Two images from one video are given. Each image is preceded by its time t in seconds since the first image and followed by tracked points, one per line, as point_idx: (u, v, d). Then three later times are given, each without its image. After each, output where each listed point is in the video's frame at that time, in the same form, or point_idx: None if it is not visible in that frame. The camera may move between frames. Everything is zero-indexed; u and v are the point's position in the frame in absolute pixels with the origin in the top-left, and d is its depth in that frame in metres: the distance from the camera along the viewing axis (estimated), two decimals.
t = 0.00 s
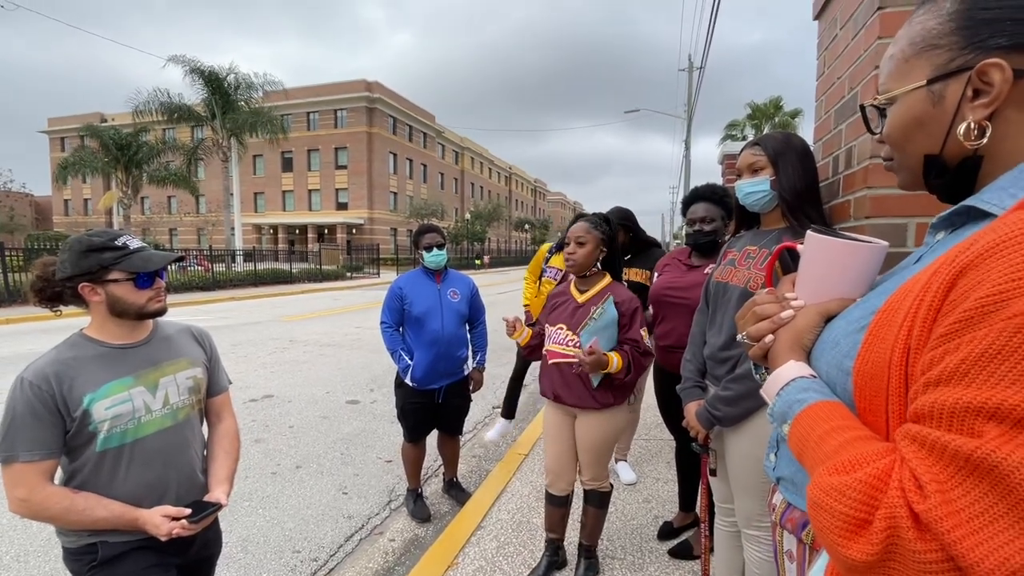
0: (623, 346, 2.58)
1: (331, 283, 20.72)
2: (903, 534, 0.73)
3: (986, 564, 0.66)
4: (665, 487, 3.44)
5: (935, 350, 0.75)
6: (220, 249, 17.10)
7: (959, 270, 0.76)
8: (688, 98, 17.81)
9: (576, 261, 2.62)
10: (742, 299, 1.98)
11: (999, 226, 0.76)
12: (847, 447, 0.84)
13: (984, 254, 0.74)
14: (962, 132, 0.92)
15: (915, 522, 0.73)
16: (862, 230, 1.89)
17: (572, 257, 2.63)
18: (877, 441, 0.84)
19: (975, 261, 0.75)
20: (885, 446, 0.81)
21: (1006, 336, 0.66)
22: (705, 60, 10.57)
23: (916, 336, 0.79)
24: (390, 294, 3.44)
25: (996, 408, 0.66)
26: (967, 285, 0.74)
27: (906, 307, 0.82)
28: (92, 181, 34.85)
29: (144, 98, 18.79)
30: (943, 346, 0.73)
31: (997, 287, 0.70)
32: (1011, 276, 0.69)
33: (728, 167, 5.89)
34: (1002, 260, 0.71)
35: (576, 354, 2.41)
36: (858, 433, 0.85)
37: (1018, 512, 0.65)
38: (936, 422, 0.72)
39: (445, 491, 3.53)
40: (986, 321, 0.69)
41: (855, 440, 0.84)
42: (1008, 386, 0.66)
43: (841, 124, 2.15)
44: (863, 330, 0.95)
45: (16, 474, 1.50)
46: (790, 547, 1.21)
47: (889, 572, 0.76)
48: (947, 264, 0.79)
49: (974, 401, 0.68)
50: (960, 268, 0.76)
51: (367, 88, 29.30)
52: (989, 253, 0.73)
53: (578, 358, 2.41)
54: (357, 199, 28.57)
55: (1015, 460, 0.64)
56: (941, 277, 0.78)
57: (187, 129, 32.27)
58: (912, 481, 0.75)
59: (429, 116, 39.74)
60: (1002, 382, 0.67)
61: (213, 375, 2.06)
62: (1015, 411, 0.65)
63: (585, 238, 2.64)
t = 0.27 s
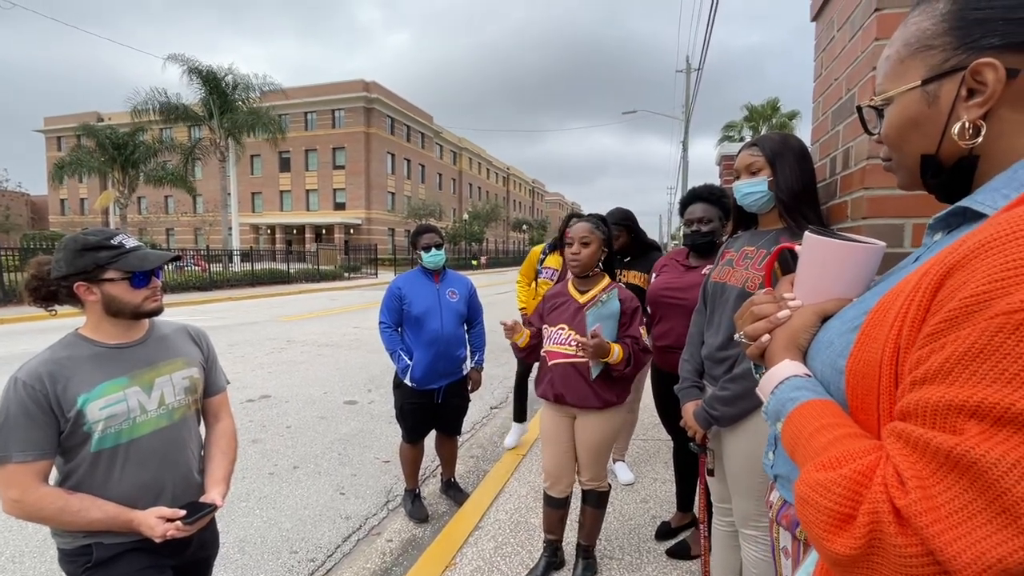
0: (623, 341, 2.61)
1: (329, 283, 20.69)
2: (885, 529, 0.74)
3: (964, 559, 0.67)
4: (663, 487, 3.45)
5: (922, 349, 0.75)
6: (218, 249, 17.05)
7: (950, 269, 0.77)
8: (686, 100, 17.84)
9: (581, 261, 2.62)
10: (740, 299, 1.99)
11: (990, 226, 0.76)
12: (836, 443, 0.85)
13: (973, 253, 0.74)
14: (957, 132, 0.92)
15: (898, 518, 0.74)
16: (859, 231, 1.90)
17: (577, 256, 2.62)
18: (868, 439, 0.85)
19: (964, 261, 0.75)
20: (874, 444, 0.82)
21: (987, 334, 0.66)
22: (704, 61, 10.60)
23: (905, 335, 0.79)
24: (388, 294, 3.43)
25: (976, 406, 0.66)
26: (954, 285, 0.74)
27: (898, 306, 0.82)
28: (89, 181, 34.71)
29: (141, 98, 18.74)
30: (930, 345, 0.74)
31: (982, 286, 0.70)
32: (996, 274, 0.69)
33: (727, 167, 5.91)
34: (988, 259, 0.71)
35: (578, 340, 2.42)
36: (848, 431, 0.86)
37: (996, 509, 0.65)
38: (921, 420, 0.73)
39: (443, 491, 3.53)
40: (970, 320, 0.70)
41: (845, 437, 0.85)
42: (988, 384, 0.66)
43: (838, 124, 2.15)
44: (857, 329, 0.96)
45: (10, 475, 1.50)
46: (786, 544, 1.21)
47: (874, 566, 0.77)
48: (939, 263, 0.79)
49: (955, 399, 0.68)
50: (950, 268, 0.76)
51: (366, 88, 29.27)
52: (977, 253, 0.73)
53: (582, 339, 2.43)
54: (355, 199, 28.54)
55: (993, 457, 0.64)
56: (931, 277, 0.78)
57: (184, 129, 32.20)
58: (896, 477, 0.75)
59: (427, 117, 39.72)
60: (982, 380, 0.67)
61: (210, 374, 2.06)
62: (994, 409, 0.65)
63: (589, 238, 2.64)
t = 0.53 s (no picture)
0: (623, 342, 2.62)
1: (326, 283, 20.66)
2: (880, 528, 0.75)
3: (958, 557, 0.67)
4: (660, 487, 3.46)
5: (918, 350, 0.75)
6: (214, 248, 17.00)
7: (945, 270, 0.77)
8: (683, 101, 17.89)
9: (580, 261, 2.63)
10: (737, 299, 1.99)
11: (985, 227, 0.76)
12: (833, 443, 0.85)
13: (967, 255, 0.74)
14: (955, 132, 0.93)
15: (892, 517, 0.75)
16: (856, 231, 1.91)
17: (576, 257, 2.63)
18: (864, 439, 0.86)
19: (959, 262, 0.75)
20: (870, 443, 0.82)
21: (981, 335, 0.67)
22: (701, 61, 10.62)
23: (901, 336, 0.80)
24: (386, 294, 3.42)
25: (970, 406, 0.67)
26: (949, 286, 0.75)
27: (894, 307, 0.82)
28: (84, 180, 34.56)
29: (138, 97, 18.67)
30: (925, 346, 0.74)
31: (976, 288, 0.70)
32: (990, 276, 0.69)
33: (724, 168, 5.92)
34: (982, 261, 0.72)
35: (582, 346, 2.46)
36: (844, 430, 0.86)
37: (988, 507, 0.66)
38: (915, 420, 0.73)
39: (440, 491, 3.53)
40: (964, 321, 0.70)
41: (841, 437, 0.85)
42: (982, 385, 0.66)
43: (835, 125, 2.16)
44: (854, 329, 0.96)
45: (5, 475, 1.49)
46: (783, 542, 1.22)
47: (869, 565, 0.77)
48: (934, 264, 0.80)
49: (950, 400, 0.69)
50: (946, 269, 0.77)
51: (363, 88, 29.24)
52: (971, 254, 0.74)
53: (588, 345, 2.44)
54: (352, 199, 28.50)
55: (986, 457, 0.65)
56: (927, 278, 0.79)
57: (180, 128, 32.10)
58: (891, 477, 0.76)
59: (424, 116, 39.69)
60: (977, 381, 0.67)
61: (208, 374, 2.06)
62: (988, 409, 0.65)
63: (588, 238, 2.65)
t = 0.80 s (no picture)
0: (620, 342, 2.64)
1: (323, 282, 20.61)
2: (880, 527, 0.75)
3: (956, 556, 0.68)
4: (657, 486, 3.46)
5: (916, 350, 0.76)
6: (211, 248, 16.96)
7: (942, 271, 0.78)
8: (681, 101, 17.92)
9: (578, 260, 2.64)
10: (734, 299, 2.00)
11: (981, 229, 0.77)
12: (831, 443, 0.86)
13: (964, 256, 0.75)
14: (953, 133, 0.94)
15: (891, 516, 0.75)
16: (852, 232, 1.92)
17: (574, 256, 2.64)
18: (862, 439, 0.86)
19: (955, 264, 0.76)
20: (868, 443, 0.83)
21: (980, 336, 0.68)
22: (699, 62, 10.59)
23: (900, 337, 0.80)
24: (384, 294, 3.42)
25: (968, 406, 0.68)
26: (947, 288, 0.76)
27: (891, 308, 0.83)
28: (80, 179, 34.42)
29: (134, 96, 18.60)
30: (923, 347, 0.75)
31: (974, 289, 0.71)
32: (988, 277, 0.70)
33: (722, 168, 5.93)
34: (979, 263, 0.72)
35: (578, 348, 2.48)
36: (843, 430, 0.87)
37: (986, 506, 0.67)
38: (914, 419, 0.74)
39: (438, 491, 3.53)
40: (962, 322, 0.71)
41: (840, 437, 0.86)
42: (980, 385, 0.67)
43: (832, 126, 2.17)
44: (851, 330, 0.97)
45: None
46: (780, 541, 1.23)
47: (868, 564, 0.78)
48: (932, 265, 0.80)
49: (949, 400, 0.69)
50: (942, 270, 0.78)
51: (361, 87, 29.18)
52: (967, 256, 0.75)
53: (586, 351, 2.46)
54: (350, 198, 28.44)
55: (984, 456, 0.66)
56: (924, 279, 0.79)
57: (177, 127, 31.99)
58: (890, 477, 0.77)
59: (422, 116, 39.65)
60: (975, 381, 0.68)
61: (205, 374, 2.05)
62: (985, 410, 0.66)
63: (586, 237, 2.66)
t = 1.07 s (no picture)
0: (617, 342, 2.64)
1: (319, 282, 20.57)
2: (876, 526, 0.76)
3: (952, 554, 0.69)
4: (654, 485, 3.47)
5: (913, 350, 0.76)
6: (207, 247, 16.91)
7: (940, 272, 0.78)
8: (679, 101, 17.96)
9: (573, 261, 2.64)
10: (731, 298, 2.00)
11: (978, 229, 0.77)
12: (829, 442, 0.86)
13: (962, 257, 0.75)
14: (951, 134, 0.94)
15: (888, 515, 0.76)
16: (849, 232, 1.93)
17: (570, 257, 2.64)
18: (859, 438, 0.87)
19: (953, 264, 0.76)
20: (865, 442, 0.84)
21: (977, 336, 0.68)
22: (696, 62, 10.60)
23: (897, 336, 0.81)
24: (381, 293, 3.42)
25: (965, 406, 0.68)
26: (944, 288, 0.76)
27: (889, 308, 0.84)
28: (75, 177, 34.27)
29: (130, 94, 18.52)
30: (921, 347, 0.75)
31: (972, 289, 0.71)
32: (986, 278, 0.70)
33: (719, 168, 5.95)
34: (976, 263, 0.73)
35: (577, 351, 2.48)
36: (841, 429, 0.87)
37: (982, 505, 0.67)
38: (911, 419, 0.74)
39: (435, 491, 3.53)
40: (959, 322, 0.71)
41: (837, 436, 0.86)
42: (977, 385, 0.68)
43: (829, 127, 2.18)
44: (848, 329, 0.97)
45: None
46: (776, 539, 1.23)
47: (864, 562, 0.78)
48: (929, 266, 0.81)
49: (947, 400, 0.70)
50: (940, 271, 0.78)
51: (358, 86, 29.12)
52: (964, 256, 0.75)
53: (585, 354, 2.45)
54: (347, 197, 28.40)
55: (981, 456, 0.66)
56: (921, 279, 0.80)
57: (173, 125, 31.85)
58: (887, 476, 0.77)
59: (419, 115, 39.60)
60: (972, 381, 0.68)
61: (202, 374, 2.05)
62: (982, 409, 0.66)
63: (581, 237, 2.66)
